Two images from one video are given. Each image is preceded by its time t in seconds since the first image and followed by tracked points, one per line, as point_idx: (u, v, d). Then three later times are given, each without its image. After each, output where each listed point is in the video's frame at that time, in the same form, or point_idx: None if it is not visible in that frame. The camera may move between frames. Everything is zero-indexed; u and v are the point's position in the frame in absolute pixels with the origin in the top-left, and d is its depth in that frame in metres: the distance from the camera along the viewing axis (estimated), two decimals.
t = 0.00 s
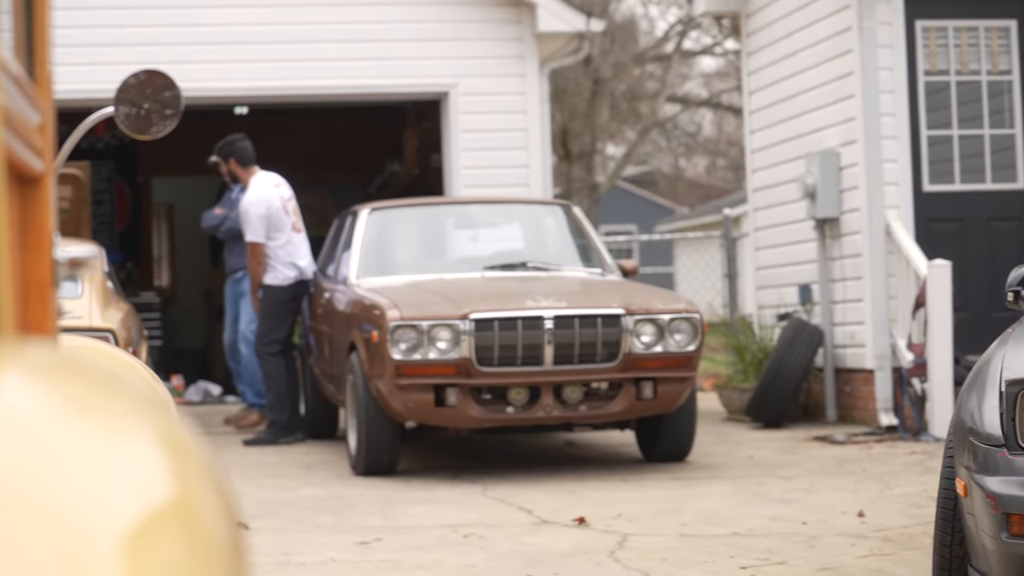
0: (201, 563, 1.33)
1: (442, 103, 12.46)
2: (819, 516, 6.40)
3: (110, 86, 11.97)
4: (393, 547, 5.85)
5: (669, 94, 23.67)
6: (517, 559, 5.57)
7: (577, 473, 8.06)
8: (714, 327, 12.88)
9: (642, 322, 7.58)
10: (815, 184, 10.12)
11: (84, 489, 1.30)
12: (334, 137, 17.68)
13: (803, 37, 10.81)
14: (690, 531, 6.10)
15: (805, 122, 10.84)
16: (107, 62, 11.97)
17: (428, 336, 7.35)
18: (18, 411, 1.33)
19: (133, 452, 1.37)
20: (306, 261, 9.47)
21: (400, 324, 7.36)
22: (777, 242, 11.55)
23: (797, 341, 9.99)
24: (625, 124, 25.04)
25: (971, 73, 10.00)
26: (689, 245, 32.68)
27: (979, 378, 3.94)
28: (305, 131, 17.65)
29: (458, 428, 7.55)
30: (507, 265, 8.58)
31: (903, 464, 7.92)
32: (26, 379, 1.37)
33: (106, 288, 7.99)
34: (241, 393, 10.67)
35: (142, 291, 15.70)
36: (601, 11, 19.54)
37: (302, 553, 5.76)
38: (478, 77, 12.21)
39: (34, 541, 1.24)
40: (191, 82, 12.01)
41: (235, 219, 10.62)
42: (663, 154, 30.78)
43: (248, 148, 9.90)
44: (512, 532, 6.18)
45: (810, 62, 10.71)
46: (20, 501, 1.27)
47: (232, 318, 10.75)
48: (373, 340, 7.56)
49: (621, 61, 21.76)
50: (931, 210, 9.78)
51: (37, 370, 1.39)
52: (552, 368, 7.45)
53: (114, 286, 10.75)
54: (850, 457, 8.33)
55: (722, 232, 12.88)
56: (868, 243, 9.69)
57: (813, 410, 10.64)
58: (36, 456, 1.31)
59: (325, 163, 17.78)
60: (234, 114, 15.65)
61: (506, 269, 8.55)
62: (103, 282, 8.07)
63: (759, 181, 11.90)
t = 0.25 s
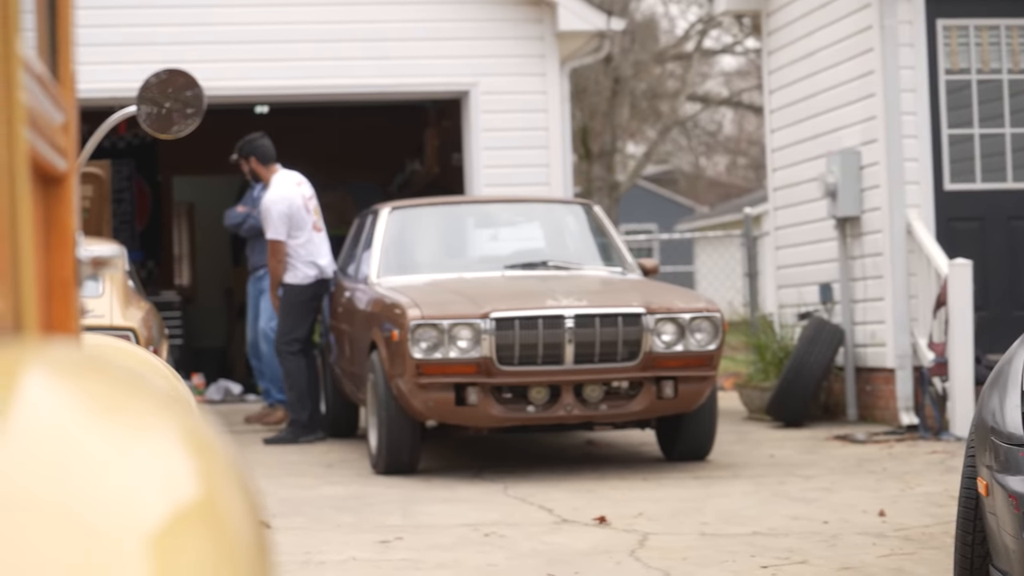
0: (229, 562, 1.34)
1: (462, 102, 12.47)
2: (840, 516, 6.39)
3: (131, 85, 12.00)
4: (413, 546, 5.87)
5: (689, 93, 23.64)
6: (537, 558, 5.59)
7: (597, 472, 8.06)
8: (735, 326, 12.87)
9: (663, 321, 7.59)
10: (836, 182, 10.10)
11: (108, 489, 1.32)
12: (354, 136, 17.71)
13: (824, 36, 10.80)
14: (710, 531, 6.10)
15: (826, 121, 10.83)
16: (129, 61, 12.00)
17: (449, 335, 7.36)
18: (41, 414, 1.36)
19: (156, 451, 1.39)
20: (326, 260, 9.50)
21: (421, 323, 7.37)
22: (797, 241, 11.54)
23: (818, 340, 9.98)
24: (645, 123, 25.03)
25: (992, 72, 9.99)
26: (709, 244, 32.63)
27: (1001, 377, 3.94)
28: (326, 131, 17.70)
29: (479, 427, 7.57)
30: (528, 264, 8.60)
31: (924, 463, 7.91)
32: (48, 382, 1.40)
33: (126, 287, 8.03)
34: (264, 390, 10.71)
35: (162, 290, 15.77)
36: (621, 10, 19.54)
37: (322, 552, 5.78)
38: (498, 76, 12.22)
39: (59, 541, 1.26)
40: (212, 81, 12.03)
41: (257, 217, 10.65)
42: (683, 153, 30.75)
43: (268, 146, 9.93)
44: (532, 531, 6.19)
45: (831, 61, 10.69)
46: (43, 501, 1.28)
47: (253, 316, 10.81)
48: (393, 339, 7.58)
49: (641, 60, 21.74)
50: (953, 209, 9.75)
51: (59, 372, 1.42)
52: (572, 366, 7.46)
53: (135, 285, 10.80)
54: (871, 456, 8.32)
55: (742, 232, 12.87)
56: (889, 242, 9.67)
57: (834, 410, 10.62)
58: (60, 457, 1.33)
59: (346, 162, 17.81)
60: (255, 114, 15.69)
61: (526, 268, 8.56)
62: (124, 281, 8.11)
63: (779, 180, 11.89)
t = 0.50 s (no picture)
0: (255, 561, 1.40)
1: (485, 102, 12.49)
2: (863, 517, 6.38)
3: (154, 85, 12.04)
4: (436, 547, 5.89)
5: (711, 94, 23.60)
6: (560, 559, 5.60)
7: (619, 473, 8.06)
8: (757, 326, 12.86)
9: (685, 322, 7.59)
10: (858, 183, 10.07)
11: (142, 489, 1.39)
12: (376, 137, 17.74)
13: (846, 37, 10.77)
14: (733, 532, 6.11)
15: (848, 121, 10.80)
16: (152, 61, 12.03)
17: (471, 336, 7.38)
18: (72, 415, 1.42)
19: (187, 452, 1.45)
20: (348, 261, 9.52)
21: (443, 324, 7.39)
22: (819, 242, 11.51)
23: (840, 341, 9.98)
24: (667, 124, 24.99)
25: (1015, 73, 9.97)
26: (731, 246, 32.55)
27: None
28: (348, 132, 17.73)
29: (501, 428, 7.58)
30: (551, 265, 8.62)
31: (947, 465, 7.89)
32: (79, 381, 1.45)
33: (149, 287, 8.07)
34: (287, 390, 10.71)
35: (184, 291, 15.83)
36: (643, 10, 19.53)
37: (345, 553, 5.80)
38: (520, 77, 12.24)
39: (89, 545, 1.33)
40: (234, 81, 12.05)
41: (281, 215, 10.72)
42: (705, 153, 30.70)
43: (290, 146, 9.99)
44: (554, 532, 6.20)
45: (853, 62, 10.68)
46: (79, 504, 1.36)
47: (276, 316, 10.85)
48: (415, 340, 7.60)
49: (663, 61, 21.71)
50: (975, 210, 9.72)
51: (89, 370, 1.48)
52: (594, 367, 7.47)
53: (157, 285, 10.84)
54: (894, 457, 8.30)
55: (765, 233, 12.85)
56: (911, 244, 9.63)
57: (857, 411, 10.59)
58: (92, 459, 1.40)
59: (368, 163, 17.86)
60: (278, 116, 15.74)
61: (548, 269, 8.59)
62: (146, 282, 8.15)
63: (802, 181, 11.87)
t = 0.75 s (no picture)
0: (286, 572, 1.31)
1: (508, 108, 12.52)
2: (887, 524, 6.37)
3: (179, 90, 12.08)
4: (459, 553, 5.90)
5: (734, 99, 23.61)
6: (583, 565, 5.60)
7: (642, 478, 8.06)
8: (780, 332, 12.85)
9: (708, 328, 7.60)
10: (882, 189, 10.05)
11: (169, 498, 1.28)
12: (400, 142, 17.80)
13: (870, 42, 10.75)
14: (756, 538, 6.10)
15: (872, 126, 10.79)
16: (177, 66, 12.07)
17: (495, 341, 7.39)
18: (100, 421, 1.29)
19: (214, 458, 1.34)
20: (371, 266, 9.55)
21: (466, 329, 7.41)
22: (843, 247, 11.49)
23: (864, 347, 9.97)
24: (690, 129, 25.00)
25: None
26: (755, 251, 32.52)
27: None
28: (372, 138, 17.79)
29: (524, 433, 7.59)
30: (574, 271, 8.63)
31: (971, 472, 7.86)
32: (106, 386, 1.33)
33: (172, 292, 8.11)
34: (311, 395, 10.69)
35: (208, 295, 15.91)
36: (667, 15, 19.56)
37: (369, 558, 5.82)
38: (545, 82, 12.27)
39: (115, 554, 1.22)
40: (259, 86, 12.09)
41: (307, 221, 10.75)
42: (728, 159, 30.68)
43: (314, 151, 10.01)
44: (578, 538, 6.20)
45: (877, 67, 10.65)
46: (100, 512, 1.24)
47: (301, 321, 10.90)
48: (439, 345, 7.61)
49: (686, 66, 21.72)
50: (1001, 216, 9.68)
51: (116, 375, 1.36)
52: (618, 373, 7.48)
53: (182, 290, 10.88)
54: (918, 464, 8.28)
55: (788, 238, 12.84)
56: (936, 249, 9.61)
57: (880, 417, 10.56)
58: (123, 467, 1.28)
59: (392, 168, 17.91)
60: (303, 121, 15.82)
61: (572, 274, 8.61)
62: (170, 286, 8.19)
63: (825, 186, 11.85)
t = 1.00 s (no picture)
0: None
1: (525, 114, 12.54)
2: (902, 531, 6.36)
3: (197, 95, 12.12)
4: (474, 558, 5.91)
5: (751, 105, 23.60)
6: (598, 571, 5.61)
7: (658, 485, 8.06)
8: (797, 338, 12.84)
9: (725, 334, 7.60)
10: (900, 196, 10.03)
11: (189, 505, 1.27)
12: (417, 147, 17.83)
13: (888, 49, 10.73)
14: (772, 545, 6.10)
15: (890, 133, 10.78)
16: (195, 71, 12.10)
17: (511, 347, 7.41)
18: (120, 429, 1.28)
19: (234, 464, 1.33)
20: (387, 271, 9.57)
21: (483, 335, 7.44)
22: (860, 254, 11.47)
23: (880, 353, 9.96)
24: (707, 135, 24.99)
25: None
26: (771, 257, 32.48)
27: None
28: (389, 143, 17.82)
29: (540, 439, 7.60)
30: (590, 277, 8.64)
31: (987, 479, 7.85)
32: (126, 394, 1.32)
33: (189, 297, 8.14)
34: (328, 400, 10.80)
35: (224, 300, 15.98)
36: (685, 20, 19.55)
37: (385, 564, 5.83)
38: (562, 88, 12.29)
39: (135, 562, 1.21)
40: (277, 92, 12.13)
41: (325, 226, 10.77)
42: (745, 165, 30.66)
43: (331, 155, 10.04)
44: (593, 544, 6.21)
45: (895, 74, 10.64)
46: (119, 520, 1.22)
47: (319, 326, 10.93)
48: (455, 351, 7.63)
49: (704, 72, 21.73)
50: (1017, 223, 9.67)
51: (135, 382, 1.35)
52: (634, 379, 7.48)
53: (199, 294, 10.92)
54: (934, 471, 8.26)
55: (805, 244, 12.84)
56: (953, 256, 9.60)
57: (896, 424, 10.54)
58: (142, 475, 1.27)
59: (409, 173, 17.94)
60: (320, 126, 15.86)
61: (589, 280, 8.60)
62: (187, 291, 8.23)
63: (842, 193, 11.84)
